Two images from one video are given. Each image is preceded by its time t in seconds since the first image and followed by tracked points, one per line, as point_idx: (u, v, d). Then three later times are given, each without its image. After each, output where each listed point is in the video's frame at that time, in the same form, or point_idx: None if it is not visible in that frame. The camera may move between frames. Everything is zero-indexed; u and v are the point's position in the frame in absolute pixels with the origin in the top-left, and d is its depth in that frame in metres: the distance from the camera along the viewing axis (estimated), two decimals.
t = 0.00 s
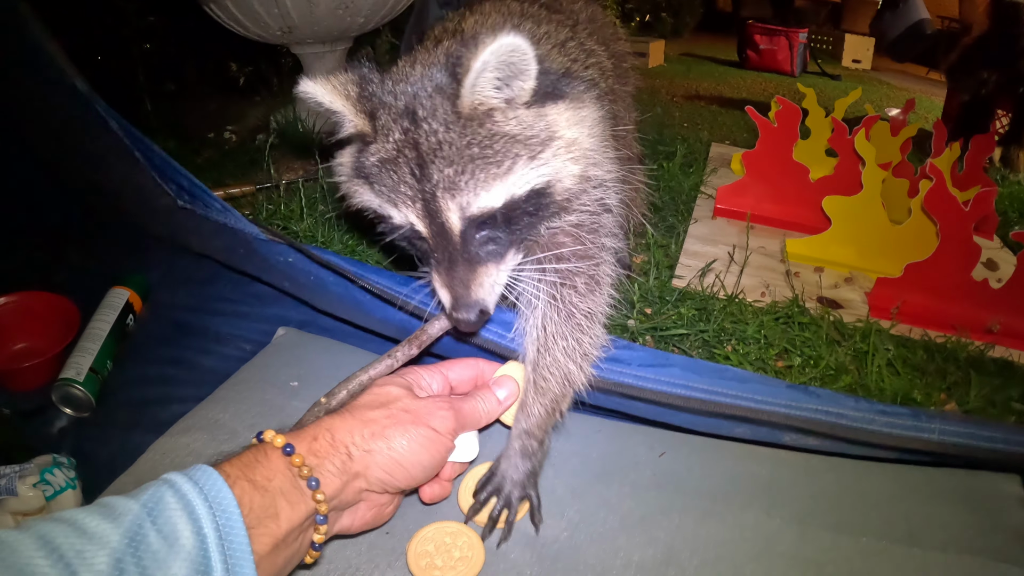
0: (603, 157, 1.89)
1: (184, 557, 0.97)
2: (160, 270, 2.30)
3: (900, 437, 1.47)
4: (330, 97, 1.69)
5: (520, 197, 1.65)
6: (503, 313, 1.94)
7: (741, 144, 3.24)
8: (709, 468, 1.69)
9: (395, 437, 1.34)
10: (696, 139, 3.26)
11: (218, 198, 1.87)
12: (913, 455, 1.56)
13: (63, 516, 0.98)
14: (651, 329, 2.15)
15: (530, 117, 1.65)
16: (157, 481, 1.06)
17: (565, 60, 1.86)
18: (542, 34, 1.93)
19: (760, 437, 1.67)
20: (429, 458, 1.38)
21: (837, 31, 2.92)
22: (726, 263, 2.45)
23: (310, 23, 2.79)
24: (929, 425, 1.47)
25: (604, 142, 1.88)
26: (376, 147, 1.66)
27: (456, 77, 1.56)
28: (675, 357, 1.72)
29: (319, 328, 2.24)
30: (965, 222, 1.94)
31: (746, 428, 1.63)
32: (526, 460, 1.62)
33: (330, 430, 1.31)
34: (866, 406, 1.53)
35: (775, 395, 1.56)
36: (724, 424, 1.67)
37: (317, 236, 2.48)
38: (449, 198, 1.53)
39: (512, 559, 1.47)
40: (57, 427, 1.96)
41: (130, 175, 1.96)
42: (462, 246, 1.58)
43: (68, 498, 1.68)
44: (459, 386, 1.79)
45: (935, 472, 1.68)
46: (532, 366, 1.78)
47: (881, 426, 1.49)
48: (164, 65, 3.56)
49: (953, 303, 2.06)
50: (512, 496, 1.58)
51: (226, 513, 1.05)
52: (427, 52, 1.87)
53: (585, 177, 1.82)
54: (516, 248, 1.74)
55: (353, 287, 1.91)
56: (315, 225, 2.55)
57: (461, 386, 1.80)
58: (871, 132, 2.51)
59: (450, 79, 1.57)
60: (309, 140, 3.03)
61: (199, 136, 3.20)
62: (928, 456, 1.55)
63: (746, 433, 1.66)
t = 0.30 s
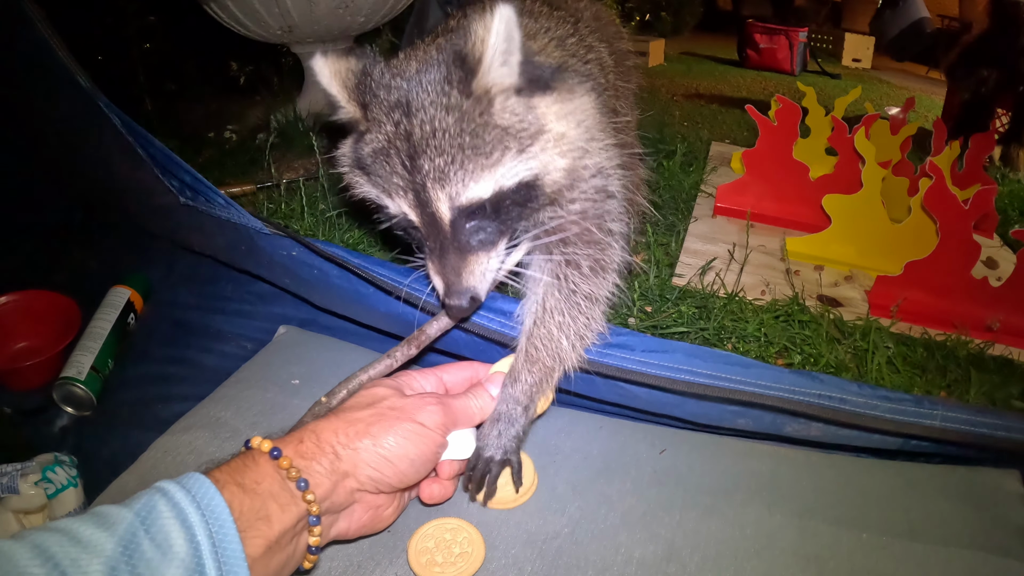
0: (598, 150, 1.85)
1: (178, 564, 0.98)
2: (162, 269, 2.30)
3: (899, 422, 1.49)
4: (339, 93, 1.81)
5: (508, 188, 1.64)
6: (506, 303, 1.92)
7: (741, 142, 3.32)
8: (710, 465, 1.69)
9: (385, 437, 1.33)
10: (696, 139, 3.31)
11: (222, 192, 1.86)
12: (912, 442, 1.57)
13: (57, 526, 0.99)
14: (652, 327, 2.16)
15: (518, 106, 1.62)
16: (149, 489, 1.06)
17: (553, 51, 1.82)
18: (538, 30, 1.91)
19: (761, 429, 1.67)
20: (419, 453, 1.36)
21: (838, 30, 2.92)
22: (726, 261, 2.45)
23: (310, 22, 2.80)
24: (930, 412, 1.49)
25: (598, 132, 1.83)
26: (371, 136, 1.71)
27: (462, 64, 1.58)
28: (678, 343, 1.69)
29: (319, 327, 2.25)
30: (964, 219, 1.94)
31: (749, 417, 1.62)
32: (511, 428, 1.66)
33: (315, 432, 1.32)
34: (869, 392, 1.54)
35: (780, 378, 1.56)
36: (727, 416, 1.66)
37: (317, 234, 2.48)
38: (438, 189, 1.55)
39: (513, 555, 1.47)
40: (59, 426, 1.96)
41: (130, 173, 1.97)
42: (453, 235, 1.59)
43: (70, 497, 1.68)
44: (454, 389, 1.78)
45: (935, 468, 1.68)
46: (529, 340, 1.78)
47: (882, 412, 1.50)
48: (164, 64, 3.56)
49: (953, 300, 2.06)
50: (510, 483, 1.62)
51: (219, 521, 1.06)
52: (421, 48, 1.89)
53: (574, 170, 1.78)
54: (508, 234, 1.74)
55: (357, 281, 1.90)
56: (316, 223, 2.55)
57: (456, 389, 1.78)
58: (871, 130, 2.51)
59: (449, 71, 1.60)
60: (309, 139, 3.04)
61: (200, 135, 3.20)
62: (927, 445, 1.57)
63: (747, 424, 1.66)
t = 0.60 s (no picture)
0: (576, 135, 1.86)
1: (177, 573, 0.98)
2: (163, 272, 2.30)
3: (898, 429, 1.48)
4: (328, 73, 1.77)
5: (487, 169, 1.64)
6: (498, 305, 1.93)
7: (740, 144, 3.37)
8: (709, 468, 1.69)
9: (380, 441, 1.35)
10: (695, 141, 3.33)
11: (220, 198, 1.90)
12: (909, 447, 1.56)
13: (57, 534, 0.99)
14: (651, 329, 2.16)
15: (495, 84, 1.62)
16: (148, 498, 1.07)
17: (538, 41, 1.83)
18: (527, 24, 1.95)
19: (760, 434, 1.67)
20: (413, 456, 1.37)
21: (837, 30, 2.92)
22: (726, 263, 2.45)
23: (310, 23, 2.80)
24: (930, 419, 1.48)
25: (585, 128, 1.88)
26: (355, 119, 1.68)
27: (445, 44, 1.62)
28: (676, 349, 1.69)
29: (319, 329, 2.25)
30: (963, 222, 1.95)
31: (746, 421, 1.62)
32: (508, 441, 1.66)
33: (310, 439, 1.33)
34: (866, 399, 1.54)
35: (776, 386, 1.57)
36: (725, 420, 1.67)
37: (317, 236, 2.48)
38: (418, 170, 1.56)
39: (513, 558, 1.48)
40: (59, 428, 1.96)
41: (130, 175, 1.97)
42: (433, 215, 1.63)
43: (71, 498, 1.68)
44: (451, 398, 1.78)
45: (934, 470, 1.68)
46: (517, 353, 1.77)
47: (881, 420, 1.50)
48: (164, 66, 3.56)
49: (952, 302, 2.07)
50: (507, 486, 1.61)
51: (219, 530, 1.06)
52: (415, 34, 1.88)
53: (551, 151, 1.78)
54: (494, 217, 1.77)
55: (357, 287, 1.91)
56: (316, 226, 2.55)
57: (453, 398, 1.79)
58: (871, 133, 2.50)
59: (435, 51, 1.61)
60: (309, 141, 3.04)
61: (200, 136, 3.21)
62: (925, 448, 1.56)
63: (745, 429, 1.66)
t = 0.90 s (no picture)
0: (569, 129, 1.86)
1: (176, 573, 0.98)
2: (162, 272, 2.30)
3: (899, 417, 1.50)
4: (321, 79, 1.66)
5: (471, 173, 1.74)
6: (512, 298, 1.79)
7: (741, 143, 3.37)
8: (710, 468, 1.69)
9: (369, 432, 1.34)
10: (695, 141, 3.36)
11: (219, 196, 1.92)
12: (913, 440, 1.56)
13: (56, 536, 1.00)
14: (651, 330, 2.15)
15: (475, 88, 1.70)
16: (145, 499, 1.07)
17: (518, 37, 1.86)
18: (517, 19, 1.98)
19: (763, 428, 1.66)
20: (404, 443, 1.36)
21: (837, 29, 2.86)
22: (726, 263, 2.45)
23: (309, 23, 2.79)
24: (932, 407, 1.50)
25: (579, 115, 1.86)
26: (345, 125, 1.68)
27: (425, 48, 1.60)
28: (677, 337, 1.70)
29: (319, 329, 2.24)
30: (962, 220, 1.95)
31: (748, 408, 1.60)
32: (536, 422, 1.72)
33: (301, 436, 1.34)
34: (870, 388, 1.54)
35: (778, 373, 1.57)
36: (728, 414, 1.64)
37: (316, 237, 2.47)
38: (405, 177, 1.64)
39: (513, 558, 1.48)
40: (59, 429, 1.96)
41: (130, 175, 1.97)
42: (423, 218, 1.74)
43: (72, 499, 1.69)
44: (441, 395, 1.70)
45: (934, 470, 1.68)
46: (546, 326, 1.74)
47: (885, 408, 1.51)
48: (164, 66, 3.56)
49: (952, 301, 2.07)
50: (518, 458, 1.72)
51: (216, 529, 1.06)
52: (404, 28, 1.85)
53: (536, 146, 1.82)
54: (485, 215, 1.83)
55: (357, 281, 1.90)
56: (316, 227, 2.55)
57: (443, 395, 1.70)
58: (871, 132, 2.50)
59: (413, 54, 1.60)
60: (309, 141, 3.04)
61: (199, 137, 3.20)
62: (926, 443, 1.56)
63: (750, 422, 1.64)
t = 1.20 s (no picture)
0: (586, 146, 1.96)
1: None
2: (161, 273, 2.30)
3: (887, 387, 1.52)
4: (329, 83, 1.93)
5: (476, 177, 1.74)
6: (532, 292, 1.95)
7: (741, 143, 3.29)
8: (710, 469, 1.69)
9: (354, 435, 1.33)
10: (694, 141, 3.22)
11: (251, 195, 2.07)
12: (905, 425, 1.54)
13: (44, 542, 1.00)
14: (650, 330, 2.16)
15: (480, 93, 1.68)
16: (133, 505, 1.06)
17: (533, 44, 1.83)
18: (532, 28, 1.94)
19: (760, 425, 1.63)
20: (388, 444, 1.35)
21: (837, 29, 2.82)
22: (725, 262, 2.44)
23: (308, 23, 2.79)
24: (913, 378, 1.54)
25: (590, 130, 1.94)
26: (359, 129, 1.88)
27: (432, 57, 1.69)
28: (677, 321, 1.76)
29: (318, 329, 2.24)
30: (963, 218, 1.96)
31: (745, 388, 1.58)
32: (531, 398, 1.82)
33: (284, 439, 1.32)
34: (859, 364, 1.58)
35: (773, 353, 1.60)
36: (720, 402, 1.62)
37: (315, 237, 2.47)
38: (412, 181, 1.73)
39: (512, 559, 1.48)
40: (59, 430, 1.96)
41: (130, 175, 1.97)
42: (430, 219, 1.78)
43: (71, 500, 1.67)
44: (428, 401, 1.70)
45: (935, 470, 1.68)
46: (559, 324, 1.82)
47: (871, 380, 1.54)
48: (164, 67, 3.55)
49: (953, 301, 2.07)
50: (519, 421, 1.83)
51: (202, 537, 1.05)
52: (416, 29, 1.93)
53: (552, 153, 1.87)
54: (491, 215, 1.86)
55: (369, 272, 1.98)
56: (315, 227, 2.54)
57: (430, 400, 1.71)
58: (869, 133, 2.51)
59: (419, 64, 1.71)
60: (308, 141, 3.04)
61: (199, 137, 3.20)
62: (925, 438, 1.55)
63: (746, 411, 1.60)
